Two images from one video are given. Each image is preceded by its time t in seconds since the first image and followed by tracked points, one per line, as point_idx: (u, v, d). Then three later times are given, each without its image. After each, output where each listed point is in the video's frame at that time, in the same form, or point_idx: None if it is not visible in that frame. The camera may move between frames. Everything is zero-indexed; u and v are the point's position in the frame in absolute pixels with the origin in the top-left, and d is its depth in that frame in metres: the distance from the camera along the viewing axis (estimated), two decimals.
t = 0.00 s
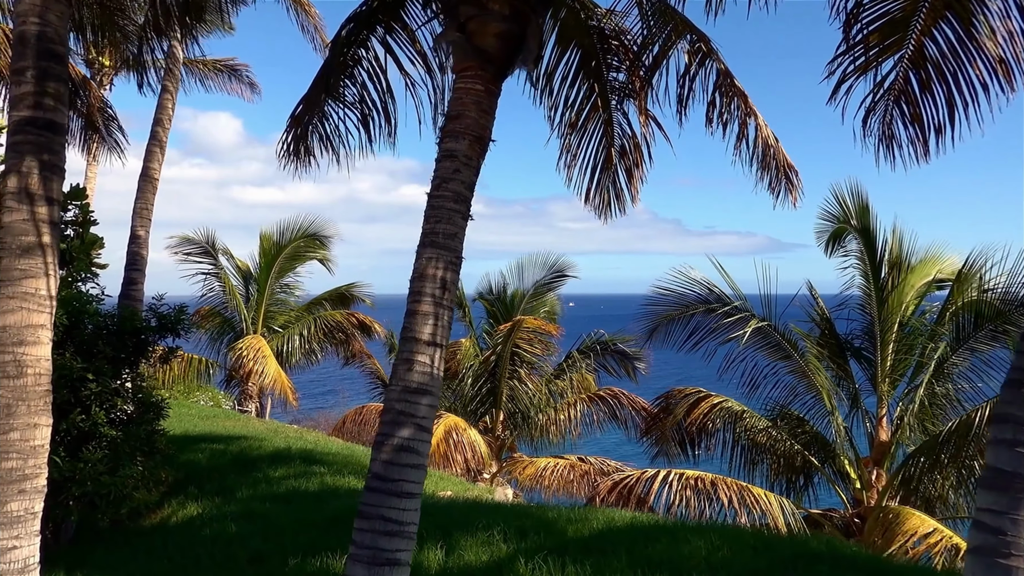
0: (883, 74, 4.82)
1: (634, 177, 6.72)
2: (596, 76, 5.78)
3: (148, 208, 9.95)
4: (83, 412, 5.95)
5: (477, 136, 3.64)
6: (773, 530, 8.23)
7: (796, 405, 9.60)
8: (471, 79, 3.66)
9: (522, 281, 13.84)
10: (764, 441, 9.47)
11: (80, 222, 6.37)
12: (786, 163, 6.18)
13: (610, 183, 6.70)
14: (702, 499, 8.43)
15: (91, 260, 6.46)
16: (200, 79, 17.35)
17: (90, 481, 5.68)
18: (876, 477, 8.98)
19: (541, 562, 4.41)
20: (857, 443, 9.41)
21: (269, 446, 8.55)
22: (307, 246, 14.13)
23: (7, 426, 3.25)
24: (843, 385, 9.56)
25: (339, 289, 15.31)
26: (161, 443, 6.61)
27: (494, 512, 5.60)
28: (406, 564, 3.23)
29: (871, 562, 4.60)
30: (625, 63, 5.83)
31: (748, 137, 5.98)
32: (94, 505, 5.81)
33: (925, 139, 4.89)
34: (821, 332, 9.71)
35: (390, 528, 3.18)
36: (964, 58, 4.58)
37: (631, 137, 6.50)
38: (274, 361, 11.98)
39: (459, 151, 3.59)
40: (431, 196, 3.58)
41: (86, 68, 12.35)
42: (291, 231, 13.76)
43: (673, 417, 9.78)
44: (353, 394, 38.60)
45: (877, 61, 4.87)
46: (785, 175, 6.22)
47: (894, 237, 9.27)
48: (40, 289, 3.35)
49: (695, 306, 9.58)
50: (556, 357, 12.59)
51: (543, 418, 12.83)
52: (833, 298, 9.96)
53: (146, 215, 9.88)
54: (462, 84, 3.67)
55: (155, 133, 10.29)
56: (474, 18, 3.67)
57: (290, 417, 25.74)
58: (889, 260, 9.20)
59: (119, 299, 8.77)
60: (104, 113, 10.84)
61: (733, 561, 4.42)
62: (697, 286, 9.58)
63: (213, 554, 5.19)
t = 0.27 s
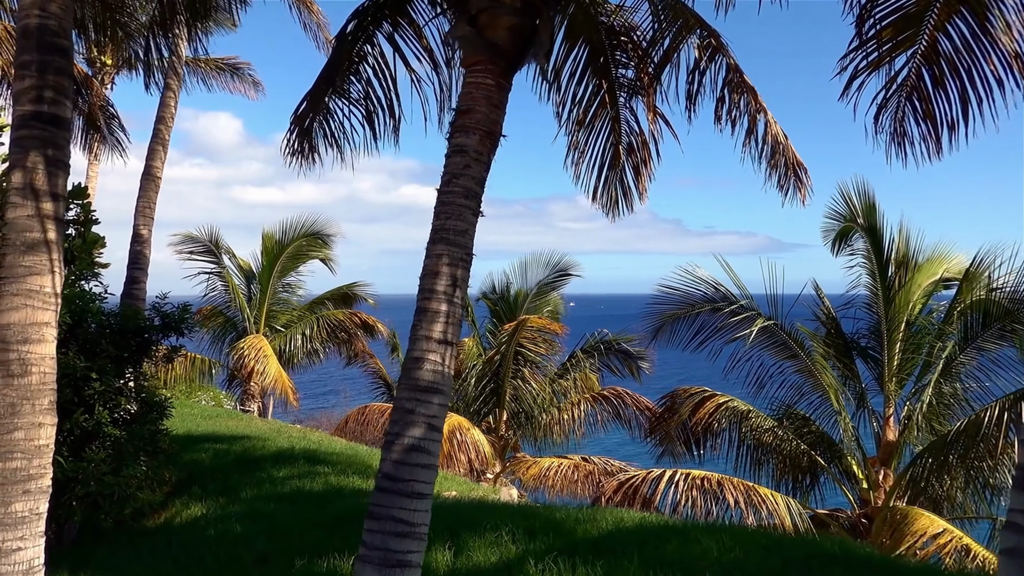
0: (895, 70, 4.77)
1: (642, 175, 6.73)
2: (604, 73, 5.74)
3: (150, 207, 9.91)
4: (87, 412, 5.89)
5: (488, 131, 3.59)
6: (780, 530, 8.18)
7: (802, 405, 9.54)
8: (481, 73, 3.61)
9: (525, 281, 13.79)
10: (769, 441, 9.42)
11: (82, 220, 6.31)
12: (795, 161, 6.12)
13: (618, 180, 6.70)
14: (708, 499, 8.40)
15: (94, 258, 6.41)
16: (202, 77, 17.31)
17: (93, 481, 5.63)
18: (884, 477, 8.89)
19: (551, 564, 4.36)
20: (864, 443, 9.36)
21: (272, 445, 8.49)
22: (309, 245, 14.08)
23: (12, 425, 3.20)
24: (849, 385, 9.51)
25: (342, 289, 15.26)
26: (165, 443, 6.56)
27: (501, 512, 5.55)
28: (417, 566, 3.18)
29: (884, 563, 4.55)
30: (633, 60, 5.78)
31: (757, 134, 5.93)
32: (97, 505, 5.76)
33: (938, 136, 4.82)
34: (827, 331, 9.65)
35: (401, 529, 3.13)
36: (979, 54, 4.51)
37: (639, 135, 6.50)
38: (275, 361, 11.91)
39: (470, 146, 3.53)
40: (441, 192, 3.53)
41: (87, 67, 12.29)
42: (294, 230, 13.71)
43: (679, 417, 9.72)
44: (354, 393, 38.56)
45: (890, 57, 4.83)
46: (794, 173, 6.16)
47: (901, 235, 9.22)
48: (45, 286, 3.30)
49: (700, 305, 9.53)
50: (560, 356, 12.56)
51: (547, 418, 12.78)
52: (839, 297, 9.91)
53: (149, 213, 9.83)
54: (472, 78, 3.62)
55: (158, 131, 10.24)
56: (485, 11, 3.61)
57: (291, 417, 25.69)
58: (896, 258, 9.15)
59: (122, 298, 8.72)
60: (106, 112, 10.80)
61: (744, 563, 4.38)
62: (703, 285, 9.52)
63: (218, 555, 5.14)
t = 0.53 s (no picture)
0: (908, 67, 4.72)
1: (649, 174, 6.71)
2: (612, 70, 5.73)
3: (152, 206, 9.86)
4: (90, 412, 5.84)
5: (499, 127, 3.54)
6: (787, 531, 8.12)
7: (808, 405, 9.48)
8: (491, 69, 3.56)
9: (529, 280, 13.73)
10: (775, 441, 9.37)
11: (83, 220, 6.26)
12: (804, 159, 6.06)
13: (625, 179, 6.67)
14: (714, 500, 8.35)
15: (96, 258, 6.35)
16: (204, 76, 17.29)
17: (97, 483, 5.57)
18: (891, 477, 8.82)
19: (562, 566, 4.31)
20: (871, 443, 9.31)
21: (276, 446, 8.45)
22: (312, 245, 14.04)
23: (15, 427, 3.15)
24: (856, 384, 9.46)
25: (345, 289, 15.22)
26: (168, 443, 6.51)
27: (509, 513, 5.50)
28: (428, 570, 3.13)
29: (897, 565, 4.50)
30: (641, 57, 5.74)
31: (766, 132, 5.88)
32: (101, 507, 5.71)
33: (951, 133, 4.76)
34: (833, 331, 9.61)
35: (412, 532, 3.07)
36: (994, 50, 4.45)
37: (646, 133, 6.46)
38: (277, 361, 11.85)
39: (480, 143, 3.48)
40: (451, 190, 3.47)
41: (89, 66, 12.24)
42: (296, 230, 13.67)
43: (683, 417, 9.67)
44: (356, 393, 38.53)
45: (903, 54, 4.77)
46: (803, 172, 6.10)
47: (908, 234, 9.16)
48: (50, 285, 3.25)
49: (706, 305, 9.48)
50: (564, 356, 12.50)
51: (550, 418, 12.73)
52: (846, 297, 9.85)
53: (151, 213, 9.78)
54: (483, 74, 3.57)
55: (160, 130, 10.19)
56: (496, 7, 3.56)
57: (293, 418, 25.64)
58: (903, 258, 9.10)
59: (125, 298, 8.68)
60: (107, 110, 10.74)
61: (757, 566, 4.33)
62: (709, 284, 9.47)
63: (223, 557, 5.10)
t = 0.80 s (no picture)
0: (921, 64, 4.67)
1: (656, 173, 6.67)
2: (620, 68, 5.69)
3: (155, 205, 9.81)
4: (93, 414, 5.79)
5: (509, 125, 3.49)
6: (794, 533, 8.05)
7: (815, 405, 9.44)
8: (502, 66, 3.51)
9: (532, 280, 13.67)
10: (781, 442, 9.32)
11: (86, 220, 6.21)
12: (814, 159, 6.01)
13: (632, 178, 6.65)
14: (721, 502, 8.29)
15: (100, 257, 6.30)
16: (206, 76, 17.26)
17: (100, 485, 5.52)
18: (898, 478, 8.76)
19: (572, 569, 4.27)
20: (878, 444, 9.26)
21: (279, 447, 8.40)
22: (314, 245, 14.00)
23: (20, 429, 3.10)
24: (862, 385, 9.40)
25: (347, 289, 15.17)
26: (172, 444, 6.46)
27: (517, 515, 5.45)
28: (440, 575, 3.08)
29: (910, 568, 4.46)
30: (649, 55, 5.70)
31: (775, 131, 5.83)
32: (105, 509, 5.66)
33: (964, 132, 4.70)
34: (839, 331, 9.56)
35: (423, 536, 3.03)
36: (1009, 47, 4.40)
37: (654, 132, 6.43)
38: (279, 361, 11.79)
39: (491, 141, 3.43)
40: (461, 189, 3.42)
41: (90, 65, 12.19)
42: (298, 230, 13.62)
43: (689, 417, 9.62)
44: (358, 393, 38.52)
45: (915, 52, 4.73)
46: (813, 172, 6.05)
47: (914, 234, 9.12)
48: (55, 285, 3.20)
49: (712, 305, 9.42)
50: (568, 356, 12.44)
51: (554, 419, 12.68)
52: (852, 298, 9.80)
53: (154, 212, 9.74)
54: (493, 71, 3.52)
55: (162, 130, 10.14)
56: (506, 3, 3.51)
57: (295, 417, 25.65)
58: (910, 257, 9.06)
59: (127, 298, 8.63)
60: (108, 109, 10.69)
61: (769, 568, 4.29)
62: (714, 284, 9.39)
63: (229, 559, 5.05)
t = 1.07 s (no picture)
0: (935, 62, 4.62)
1: (663, 172, 6.66)
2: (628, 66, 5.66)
3: (158, 205, 9.76)
4: (97, 415, 5.74)
5: (521, 123, 3.44)
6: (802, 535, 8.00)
7: (821, 406, 9.39)
8: (514, 63, 3.46)
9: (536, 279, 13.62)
10: (787, 443, 9.27)
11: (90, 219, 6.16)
12: (824, 158, 5.95)
13: (639, 178, 6.61)
14: (728, 503, 8.24)
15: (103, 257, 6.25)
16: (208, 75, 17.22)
17: (104, 486, 5.46)
18: (905, 480, 8.71)
19: (583, 572, 4.22)
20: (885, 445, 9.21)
21: (283, 448, 8.35)
22: (317, 245, 13.95)
23: (25, 431, 3.05)
24: (869, 386, 9.33)
25: (350, 289, 15.11)
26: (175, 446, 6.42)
27: (524, 518, 5.40)
28: None
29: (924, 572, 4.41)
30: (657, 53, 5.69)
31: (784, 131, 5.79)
32: (109, 511, 5.61)
33: (979, 130, 4.66)
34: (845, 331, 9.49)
35: (436, 540, 2.98)
36: None
37: (661, 131, 6.39)
38: (281, 362, 11.73)
39: (503, 139, 3.38)
40: (472, 187, 3.37)
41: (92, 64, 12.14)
42: (301, 230, 13.57)
43: (694, 418, 9.56)
44: (360, 393, 38.50)
45: (929, 50, 4.68)
46: (823, 171, 5.99)
47: (921, 234, 9.07)
48: (61, 285, 3.15)
49: (717, 305, 9.36)
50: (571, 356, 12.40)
51: (558, 419, 12.63)
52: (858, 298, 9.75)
53: (156, 212, 9.69)
54: (505, 68, 3.47)
55: (165, 129, 10.09)
56: None
57: (297, 417, 25.64)
58: (917, 257, 9.02)
59: (130, 298, 8.59)
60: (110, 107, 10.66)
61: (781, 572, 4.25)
62: (720, 283, 9.33)
63: (235, 562, 5.00)
